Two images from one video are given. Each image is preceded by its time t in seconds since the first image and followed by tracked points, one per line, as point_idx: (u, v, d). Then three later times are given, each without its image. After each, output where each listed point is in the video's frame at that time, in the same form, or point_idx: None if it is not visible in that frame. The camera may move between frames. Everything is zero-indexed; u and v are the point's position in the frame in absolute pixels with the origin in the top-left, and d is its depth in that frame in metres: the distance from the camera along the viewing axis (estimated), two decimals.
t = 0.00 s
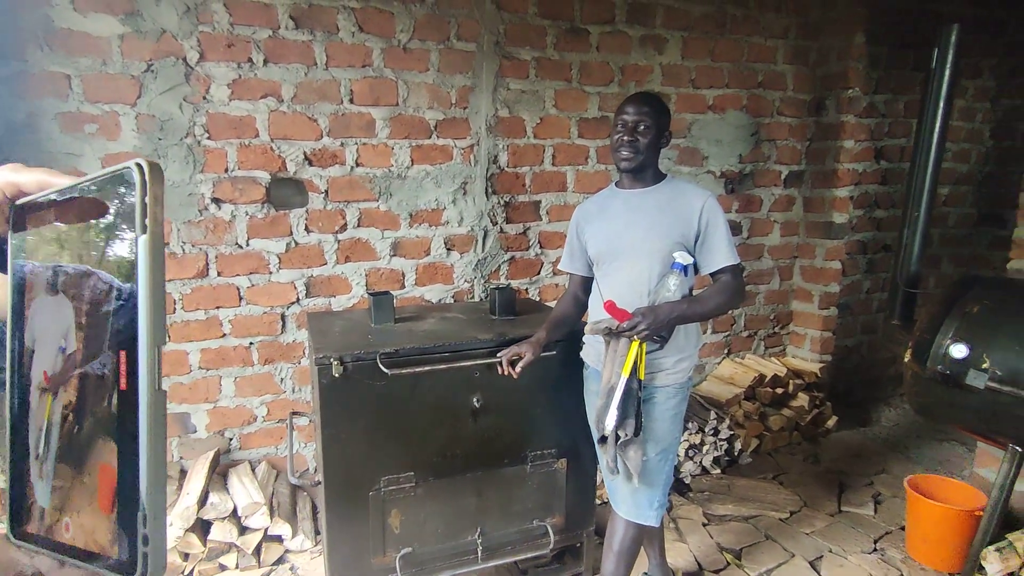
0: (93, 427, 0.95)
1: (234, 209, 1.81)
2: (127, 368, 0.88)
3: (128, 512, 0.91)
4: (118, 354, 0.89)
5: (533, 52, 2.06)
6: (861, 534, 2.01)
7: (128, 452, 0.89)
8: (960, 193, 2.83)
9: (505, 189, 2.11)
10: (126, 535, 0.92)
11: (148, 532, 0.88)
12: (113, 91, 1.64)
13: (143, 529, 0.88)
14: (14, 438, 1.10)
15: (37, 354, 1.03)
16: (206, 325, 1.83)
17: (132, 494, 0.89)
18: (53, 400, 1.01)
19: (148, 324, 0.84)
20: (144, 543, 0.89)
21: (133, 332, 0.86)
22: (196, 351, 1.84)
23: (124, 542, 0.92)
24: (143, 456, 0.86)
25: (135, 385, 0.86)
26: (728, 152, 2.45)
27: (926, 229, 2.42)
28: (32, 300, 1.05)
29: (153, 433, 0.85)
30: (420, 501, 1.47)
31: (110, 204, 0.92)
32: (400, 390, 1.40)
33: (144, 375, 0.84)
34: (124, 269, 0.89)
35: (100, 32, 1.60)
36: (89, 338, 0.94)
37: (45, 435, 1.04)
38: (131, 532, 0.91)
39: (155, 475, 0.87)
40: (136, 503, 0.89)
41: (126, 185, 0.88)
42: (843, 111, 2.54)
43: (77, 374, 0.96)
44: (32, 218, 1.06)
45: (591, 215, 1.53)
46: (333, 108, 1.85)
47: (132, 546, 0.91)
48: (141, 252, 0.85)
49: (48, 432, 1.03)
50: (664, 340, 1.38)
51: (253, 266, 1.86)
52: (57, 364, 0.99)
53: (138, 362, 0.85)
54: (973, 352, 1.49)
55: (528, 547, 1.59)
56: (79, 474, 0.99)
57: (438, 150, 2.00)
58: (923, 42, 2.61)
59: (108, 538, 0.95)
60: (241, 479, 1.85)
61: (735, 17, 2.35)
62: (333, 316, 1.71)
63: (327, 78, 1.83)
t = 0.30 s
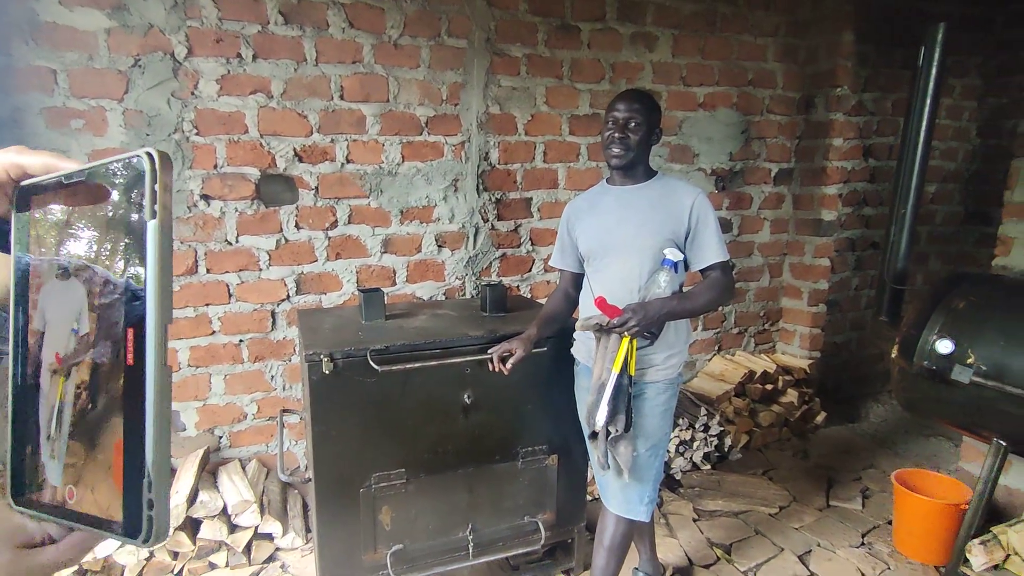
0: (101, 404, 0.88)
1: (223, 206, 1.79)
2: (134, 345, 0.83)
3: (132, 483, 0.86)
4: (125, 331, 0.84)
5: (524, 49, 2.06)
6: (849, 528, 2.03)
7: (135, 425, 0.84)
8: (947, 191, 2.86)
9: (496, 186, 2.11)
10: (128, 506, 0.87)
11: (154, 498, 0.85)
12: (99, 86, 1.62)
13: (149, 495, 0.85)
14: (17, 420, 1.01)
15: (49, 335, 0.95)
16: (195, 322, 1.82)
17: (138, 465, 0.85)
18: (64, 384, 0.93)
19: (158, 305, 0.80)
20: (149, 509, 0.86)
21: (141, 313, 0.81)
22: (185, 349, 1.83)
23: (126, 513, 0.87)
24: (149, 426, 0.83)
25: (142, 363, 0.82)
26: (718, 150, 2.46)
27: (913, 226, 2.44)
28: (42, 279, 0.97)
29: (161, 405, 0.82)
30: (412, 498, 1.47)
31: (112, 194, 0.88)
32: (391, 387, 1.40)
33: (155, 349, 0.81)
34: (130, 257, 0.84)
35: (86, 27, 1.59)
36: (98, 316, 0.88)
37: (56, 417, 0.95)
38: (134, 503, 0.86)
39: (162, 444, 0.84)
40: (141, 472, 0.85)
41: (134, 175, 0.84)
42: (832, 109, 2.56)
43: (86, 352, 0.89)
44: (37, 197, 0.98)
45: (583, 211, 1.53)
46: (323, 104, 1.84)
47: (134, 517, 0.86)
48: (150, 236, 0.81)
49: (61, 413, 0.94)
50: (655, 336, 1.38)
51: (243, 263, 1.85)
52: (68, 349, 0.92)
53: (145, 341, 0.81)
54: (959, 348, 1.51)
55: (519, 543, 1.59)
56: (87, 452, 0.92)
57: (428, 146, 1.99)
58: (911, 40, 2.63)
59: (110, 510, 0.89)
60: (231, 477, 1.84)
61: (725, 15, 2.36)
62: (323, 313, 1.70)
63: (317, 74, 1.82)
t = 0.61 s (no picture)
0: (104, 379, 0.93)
1: (211, 202, 1.78)
2: (134, 326, 0.88)
3: (133, 454, 0.92)
4: (126, 314, 0.89)
5: (513, 46, 2.06)
6: (835, 521, 2.05)
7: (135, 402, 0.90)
8: (932, 188, 2.89)
9: (486, 182, 2.10)
10: (127, 479, 0.93)
11: (153, 467, 0.91)
12: (84, 80, 1.61)
13: (148, 468, 0.91)
14: (18, 396, 1.05)
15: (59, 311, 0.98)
16: (182, 319, 1.81)
17: (137, 440, 0.91)
18: (65, 363, 0.97)
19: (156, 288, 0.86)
20: (147, 482, 0.91)
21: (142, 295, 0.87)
22: (173, 346, 1.82)
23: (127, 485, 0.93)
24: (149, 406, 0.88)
25: (142, 342, 0.87)
26: (707, 147, 2.47)
27: (898, 222, 2.46)
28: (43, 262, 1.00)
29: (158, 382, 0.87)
30: (402, 493, 1.47)
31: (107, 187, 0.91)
32: (381, 383, 1.39)
33: (155, 329, 0.86)
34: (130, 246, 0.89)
35: (70, 20, 1.57)
36: (103, 299, 0.92)
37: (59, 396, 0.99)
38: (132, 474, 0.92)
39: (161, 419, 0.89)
40: (139, 448, 0.91)
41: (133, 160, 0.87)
42: (819, 106, 2.58)
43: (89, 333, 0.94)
44: (38, 179, 1.01)
45: (576, 204, 1.53)
46: (311, 99, 1.83)
47: (133, 490, 0.92)
48: (149, 224, 0.85)
49: (62, 391, 0.98)
50: (644, 331, 1.39)
51: (231, 259, 1.83)
52: (70, 330, 0.96)
53: (146, 323, 0.86)
54: (942, 342, 1.53)
55: (509, 537, 1.60)
56: (91, 428, 0.97)
57: (418, 142, 1.99)
58: (898, 38, 2.65)
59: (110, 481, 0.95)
60: (219, 475, 1.82)
61: (713, 12, 2.37)
62: (312, 309, 1.70)
63: (305, 70, 1.81)
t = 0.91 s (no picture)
0: (52, 389, 1.58)
1: (176, 201, 1.74)
2: (77, 326, 1.56)
3: (75, 432, 1.60)
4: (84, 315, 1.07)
5: (485, 44, 2.05)
6: (804, 512, 2.09)
7: (77, 408, 1.59)
8: (895, 186, 2.96)
9: (459, 181, 2.09)
10: (72, 479, 1.62)
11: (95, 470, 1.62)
12: (40, 76, 1.56)
13: (89, 472, 1.62)
14: None
15: (91, 311, 1.55)
16: (148, 322, 1.77)
17: (80, 427, 1.60)
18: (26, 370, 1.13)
19: (97, 309, 1.55)
20: (89, 481, 1.62)
21: (83, 299, 1.55)
22: (138, 349, 1.78)
23: (76, 459, 1.62)
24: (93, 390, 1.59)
25: (87, 335, 1.56)
26: (678, 145, 2.50)
27: (862, 219, 2.52)
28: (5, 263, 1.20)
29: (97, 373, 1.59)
30: (375, 495, 1.46)
31: (93, 212, 1.53)
32: (351, 383, 1.38)
33: (93, 331, 1.56)
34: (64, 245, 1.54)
35: (25, 14, 1.52)
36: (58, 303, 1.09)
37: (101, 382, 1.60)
38: (76, 473, 1.62)
39: (97, 413, 1.61)
40: (82, 435, 1.60)
41: (70, 194, 1.53)
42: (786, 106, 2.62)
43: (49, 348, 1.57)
44: None
45: (552, 202, 1.53)
46: (280, 97, 1.81)
47: (81, 484, 1.62)
48: (92, 232, 1.53)
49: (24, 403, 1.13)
50: (617, 330, 1.40)
51: (197, 260, 1.80)
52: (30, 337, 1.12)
53: (90, 319, 1.55)
54: (904, 336, 1.57)
55: (483, 537, 1.60)
56: (44, 431, 1.60)
57: (389, 141, 1.97)
58: (861, 39, 2.71)
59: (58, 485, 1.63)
60: (188, 480, 1.79)
61: (683, 12, 2.39)
62: (282, 309, 1.67)
63: (273, 67, 1.78)
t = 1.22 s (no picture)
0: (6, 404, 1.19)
1: (148, 200, 1.71)
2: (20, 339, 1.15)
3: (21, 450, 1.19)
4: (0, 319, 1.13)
5: (462, 41, 2.04)
6: (783, 507, 2.11)
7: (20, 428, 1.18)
8: (872, 183, 3.00)
9: (437, 179, 2.08)
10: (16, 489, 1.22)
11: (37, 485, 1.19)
12: (4, 72, 1.52)
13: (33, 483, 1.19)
14: None
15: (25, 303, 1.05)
16: (121, 323, 1.74)
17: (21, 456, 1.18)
18: None
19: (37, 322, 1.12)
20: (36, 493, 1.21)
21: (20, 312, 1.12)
22: (111, 351, 1.75)
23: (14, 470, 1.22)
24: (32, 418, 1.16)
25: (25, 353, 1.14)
26: (657, 143, 2.50)
27: (837, 217, 2.56)
28: None
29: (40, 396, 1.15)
30: (353, 496, 1.45)
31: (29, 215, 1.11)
32: (327, 384, 1.36)
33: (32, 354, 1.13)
34: None
35: None
36: None
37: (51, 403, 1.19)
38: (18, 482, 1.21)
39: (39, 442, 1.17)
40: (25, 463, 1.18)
41: None
42: (764, 103, 2.64)
43: None
44: None
45: (531, 201, 1.53)
46: (254, 94, 1.78)
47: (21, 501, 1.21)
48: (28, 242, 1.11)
49: None
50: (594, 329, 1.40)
51: (171, 260, 1.77)
52: None
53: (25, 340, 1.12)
54: (878, 331, 1.58)
55: (463, 537, 1.59)
56: None
57: (367, 139, 1.96)
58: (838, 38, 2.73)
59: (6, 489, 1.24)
60: (164, 483, 1.76)
61: (661, 10, 2.40)
62: (257, 309, 1.65)
63: (246, 63, 1.75)
